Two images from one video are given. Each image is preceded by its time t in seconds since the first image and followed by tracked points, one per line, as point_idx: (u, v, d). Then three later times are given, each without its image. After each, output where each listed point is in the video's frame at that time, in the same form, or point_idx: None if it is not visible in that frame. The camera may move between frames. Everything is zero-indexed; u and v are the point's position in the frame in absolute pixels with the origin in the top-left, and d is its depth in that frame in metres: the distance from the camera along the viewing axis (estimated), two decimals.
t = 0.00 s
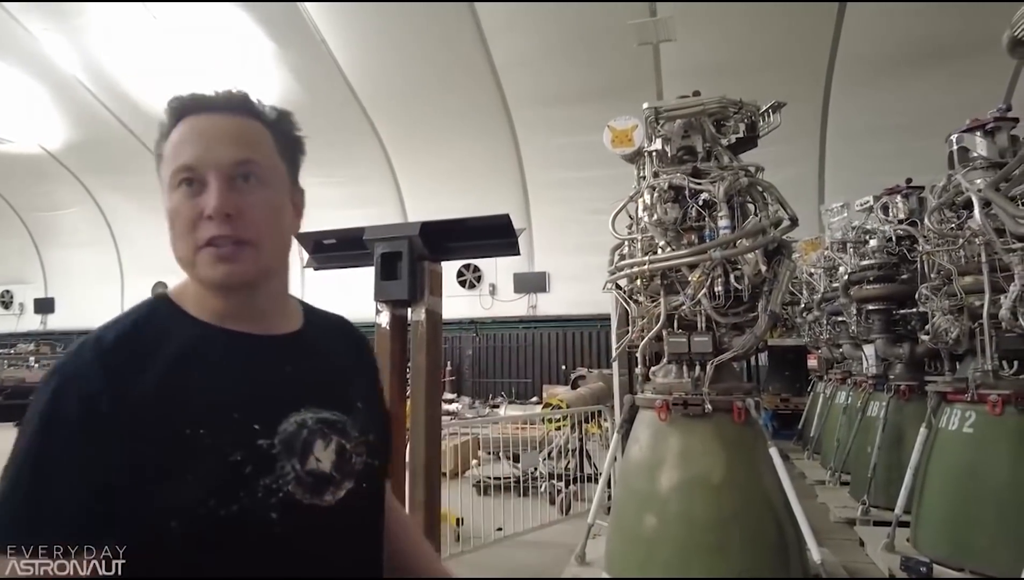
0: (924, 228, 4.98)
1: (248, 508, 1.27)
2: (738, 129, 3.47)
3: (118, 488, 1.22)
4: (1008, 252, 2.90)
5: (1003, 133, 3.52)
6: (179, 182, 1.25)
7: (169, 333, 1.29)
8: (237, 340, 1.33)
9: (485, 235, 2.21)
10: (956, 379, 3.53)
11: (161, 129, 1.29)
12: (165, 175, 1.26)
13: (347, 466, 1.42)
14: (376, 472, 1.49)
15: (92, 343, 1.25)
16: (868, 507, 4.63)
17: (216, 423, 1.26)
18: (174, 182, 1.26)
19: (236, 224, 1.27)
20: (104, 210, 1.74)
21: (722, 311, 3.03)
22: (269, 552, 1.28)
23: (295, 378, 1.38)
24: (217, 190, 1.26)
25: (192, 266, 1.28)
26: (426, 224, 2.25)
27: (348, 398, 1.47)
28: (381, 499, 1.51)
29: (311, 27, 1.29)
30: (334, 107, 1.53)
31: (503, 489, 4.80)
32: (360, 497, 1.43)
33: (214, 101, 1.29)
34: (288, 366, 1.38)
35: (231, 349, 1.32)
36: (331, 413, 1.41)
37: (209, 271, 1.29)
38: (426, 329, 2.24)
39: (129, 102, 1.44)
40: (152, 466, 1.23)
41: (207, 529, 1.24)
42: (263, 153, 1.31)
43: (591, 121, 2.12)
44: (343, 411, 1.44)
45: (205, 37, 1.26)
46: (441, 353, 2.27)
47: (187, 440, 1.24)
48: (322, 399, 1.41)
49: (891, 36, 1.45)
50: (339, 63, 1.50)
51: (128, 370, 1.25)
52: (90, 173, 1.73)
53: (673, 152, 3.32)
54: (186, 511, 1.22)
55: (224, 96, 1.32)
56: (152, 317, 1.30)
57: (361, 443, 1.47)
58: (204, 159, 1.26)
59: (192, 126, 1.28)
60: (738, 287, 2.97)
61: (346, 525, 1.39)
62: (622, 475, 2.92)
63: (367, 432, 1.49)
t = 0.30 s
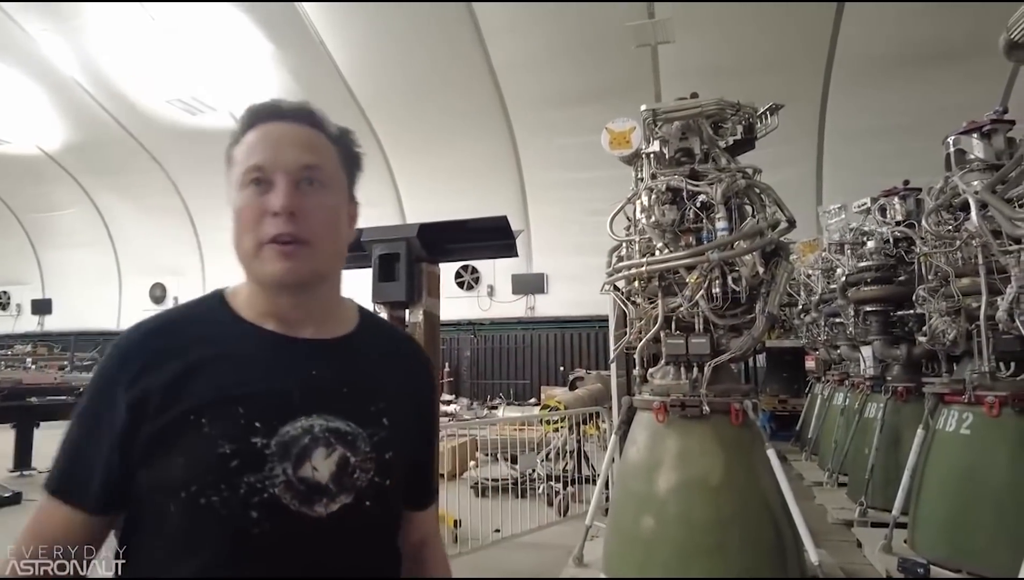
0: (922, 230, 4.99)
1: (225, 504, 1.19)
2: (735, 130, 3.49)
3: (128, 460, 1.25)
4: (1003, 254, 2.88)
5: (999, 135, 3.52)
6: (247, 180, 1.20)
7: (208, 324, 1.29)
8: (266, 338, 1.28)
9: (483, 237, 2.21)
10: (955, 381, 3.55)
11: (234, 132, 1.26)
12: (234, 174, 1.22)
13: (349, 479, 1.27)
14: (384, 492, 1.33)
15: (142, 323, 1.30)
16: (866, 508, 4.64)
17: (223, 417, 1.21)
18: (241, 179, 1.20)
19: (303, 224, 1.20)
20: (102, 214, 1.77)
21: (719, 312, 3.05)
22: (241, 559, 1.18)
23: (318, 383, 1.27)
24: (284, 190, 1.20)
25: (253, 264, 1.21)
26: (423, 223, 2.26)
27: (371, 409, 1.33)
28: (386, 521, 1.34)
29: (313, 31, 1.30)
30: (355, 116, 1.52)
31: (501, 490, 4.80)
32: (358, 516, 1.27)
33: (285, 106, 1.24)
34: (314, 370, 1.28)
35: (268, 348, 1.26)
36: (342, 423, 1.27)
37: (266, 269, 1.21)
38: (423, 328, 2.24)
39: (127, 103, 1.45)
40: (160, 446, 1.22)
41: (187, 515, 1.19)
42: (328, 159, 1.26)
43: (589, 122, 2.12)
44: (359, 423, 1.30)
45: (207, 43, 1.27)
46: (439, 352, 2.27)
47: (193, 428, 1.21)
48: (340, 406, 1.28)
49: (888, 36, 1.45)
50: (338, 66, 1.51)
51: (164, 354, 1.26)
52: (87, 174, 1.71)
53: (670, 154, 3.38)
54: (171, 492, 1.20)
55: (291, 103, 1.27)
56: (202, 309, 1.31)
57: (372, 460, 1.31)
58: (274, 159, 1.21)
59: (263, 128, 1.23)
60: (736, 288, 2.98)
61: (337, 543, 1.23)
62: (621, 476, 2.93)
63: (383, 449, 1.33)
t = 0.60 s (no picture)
0: (914, 231, 5.00)
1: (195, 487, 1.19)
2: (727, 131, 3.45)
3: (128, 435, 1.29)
4: (992, 254, 2.88)
5: (989, 137, 3.54)
6: (287, 186, 1.20)
7: (218, 317, 1.33)
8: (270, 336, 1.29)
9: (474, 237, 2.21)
10: (944, 381, 3.58)
11: (277, 135, 1.26)
12: (274, 177, 1.21)
13: (321, 481, 1.23)
14: (366, 499, 1.26)
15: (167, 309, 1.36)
16: (857, 508, 4.66)
17: (211, 405, 1.22)
18: (281, 184, 1.20)
19: (337, 241, 1.20)
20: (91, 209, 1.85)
21: (710, 313, 3.05)
22: (209, 547, 1.17)
23: (306, 383, 1.25)
24: (323, 204, 1.19)
25: (280, 269, 1.20)
26: (415, 225, 2.25)
27: (355, 412, 1.28)
28: (359, 532, 1.26)
29: (305, 32, 1.30)
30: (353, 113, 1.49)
31: (494, 491, 4.79)
32: (325, 520, 1.22)
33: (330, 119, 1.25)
34: (304, 370, 1.26)
35: (266, 349, 1.27)
36: (318, 423, 1.24)
37: (291, 274, 1.21)
38: (415, 328, 2.24)
39: (119, 101, 1.44)
40: (157, 426, 1.25)
41: (168, 493, 1.20)
42: (365, 178, 1.25)
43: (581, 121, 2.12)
44: (339, 426, 1.26)
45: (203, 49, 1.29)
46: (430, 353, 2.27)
47: (184, 412, 1.23)
48: (323, 406, 1.25)
49: (877, 36, 1.45)
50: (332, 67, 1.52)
51: (173, 339, 1.29)
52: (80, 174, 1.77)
53: (663, 155, 3.34)
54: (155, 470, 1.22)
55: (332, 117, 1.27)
56: (219, 303, 1.36)
57: (346, 465, 1.25)
58: (316, 171, 1.20)
59: (306, 137, 1.24)
60: (727, 289, 2.98)
61: (302, 545, 1.19)
62: (613, 476, 2.94)
63: (363, 456, 1.27)
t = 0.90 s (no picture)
0: (892, 234, 5.07)
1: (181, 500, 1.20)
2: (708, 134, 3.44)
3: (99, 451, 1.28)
4: (966, 257, 2.93)
5: (963, 142, 3.60)
6: (265, 185, 1.17)
7: (177, 324, 1.31)
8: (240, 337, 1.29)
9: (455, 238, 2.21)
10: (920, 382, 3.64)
11: (238, 129, 1.22)
12: (248, 174, 1.18)
13: (305, 475, 1.23)
14: (354, 488, 1.28)
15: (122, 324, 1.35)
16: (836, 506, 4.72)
17: (188, 411, 1.22)
18: (256, 184, 1.17)
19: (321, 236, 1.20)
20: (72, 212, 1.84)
21: (691, 314, 3.06)
22: (197, 551, 1.18)
23: (281, 383, 1.26)
24: (307, 202, 1.19)
25: (264, 269, 1.18)
26: (397, 226, 2.25)
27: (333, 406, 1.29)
28: (346, 522, 1.27)
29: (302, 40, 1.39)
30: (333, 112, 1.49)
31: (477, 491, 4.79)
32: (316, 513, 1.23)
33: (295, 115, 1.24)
34: (278, 369, 1.27)
35: (233, 352, 1.27)
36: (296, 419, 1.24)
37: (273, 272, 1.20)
38: (397, 329, 2.23)
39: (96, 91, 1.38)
40: (130, 437, 1.25)
41: (150, 503, 1.21)
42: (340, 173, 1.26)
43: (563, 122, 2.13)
44: (318, 421, 1.26)
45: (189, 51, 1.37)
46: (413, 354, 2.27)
47: (161, 421, 1.23)
48: (300, 403, 1.26)
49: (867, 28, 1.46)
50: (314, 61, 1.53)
51: (138, 353, 1.29)
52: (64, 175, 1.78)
53: (644, 158, 3.38)
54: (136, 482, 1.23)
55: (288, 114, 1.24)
56: (185, 307, 1.35)
57: (328, 457, 1.26)
58: (296, 168, 1.19)
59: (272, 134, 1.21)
60: (707, 291, 3.00)
61: (297, 539, 1.20)
62: (595, 476, 2.96)
63: (343, 447, 1.28)
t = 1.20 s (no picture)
0: (860, 237, 5.18)
1: (150, 520, 1.44)
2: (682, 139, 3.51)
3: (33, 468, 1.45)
4: (930, 261, 3.01)
5: (928, 149, 3.74)
6: (220, 181, 1.37)
7: (81, 345, 1.43)
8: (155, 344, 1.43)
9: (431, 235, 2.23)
10: (886, 382, 3.74)
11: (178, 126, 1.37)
12: (201, 164, 1.36)
13: (258, 482, 1.46)
14: (293, 486, 1.51)
15: (13, 336, 1.46)
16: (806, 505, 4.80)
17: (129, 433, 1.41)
18: (209, 180, 1.36)
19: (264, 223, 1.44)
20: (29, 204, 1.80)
21: (663, 315, 3.09)
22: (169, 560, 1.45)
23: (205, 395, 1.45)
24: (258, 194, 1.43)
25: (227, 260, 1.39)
26: (371, 226, 2.23)
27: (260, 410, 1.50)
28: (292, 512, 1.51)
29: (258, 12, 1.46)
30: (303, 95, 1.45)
31: (451, 493, 4.77)
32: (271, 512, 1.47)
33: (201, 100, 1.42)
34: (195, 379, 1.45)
35: (152, 370, 1.43)
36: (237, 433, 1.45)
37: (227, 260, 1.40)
38: (370, 330, 2.22)
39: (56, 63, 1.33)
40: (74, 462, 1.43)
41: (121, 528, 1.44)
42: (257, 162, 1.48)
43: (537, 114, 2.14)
44: (251, 422, 1.48)
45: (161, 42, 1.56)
46: (387, 359, 2.25)
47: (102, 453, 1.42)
48: (227, 411, 1.46)
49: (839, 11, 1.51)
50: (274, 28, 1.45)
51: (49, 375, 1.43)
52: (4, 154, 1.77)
53: (618, 160, 3.43)
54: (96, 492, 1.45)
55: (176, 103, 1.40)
56: (69, 318, 1.44)
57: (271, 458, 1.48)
58: (243, 161, 1.41)
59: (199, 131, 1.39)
60: (680, 293, 3.04)
61: (257, 541, 1.45)
62: (568, 476, 2.98)
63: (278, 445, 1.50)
